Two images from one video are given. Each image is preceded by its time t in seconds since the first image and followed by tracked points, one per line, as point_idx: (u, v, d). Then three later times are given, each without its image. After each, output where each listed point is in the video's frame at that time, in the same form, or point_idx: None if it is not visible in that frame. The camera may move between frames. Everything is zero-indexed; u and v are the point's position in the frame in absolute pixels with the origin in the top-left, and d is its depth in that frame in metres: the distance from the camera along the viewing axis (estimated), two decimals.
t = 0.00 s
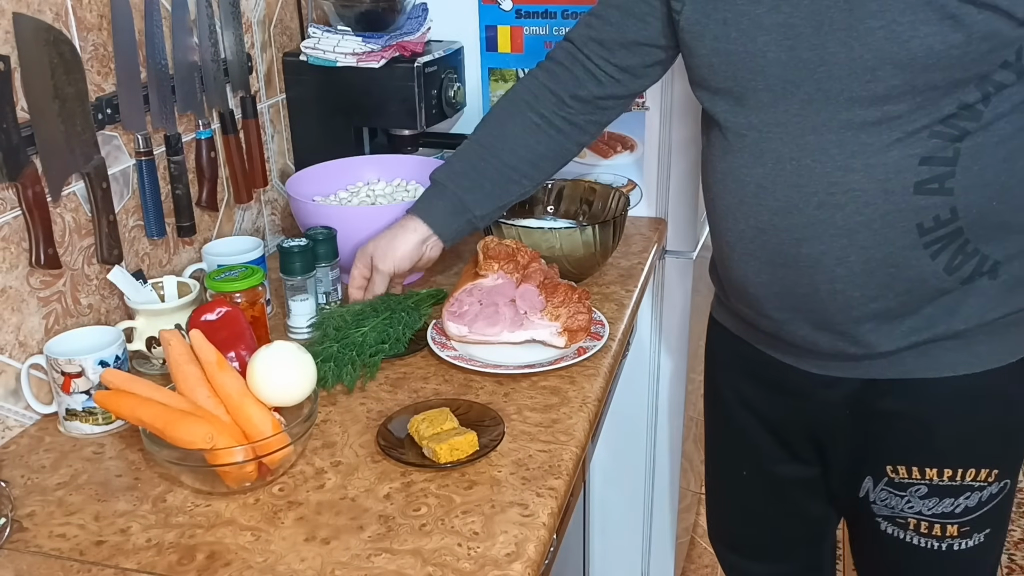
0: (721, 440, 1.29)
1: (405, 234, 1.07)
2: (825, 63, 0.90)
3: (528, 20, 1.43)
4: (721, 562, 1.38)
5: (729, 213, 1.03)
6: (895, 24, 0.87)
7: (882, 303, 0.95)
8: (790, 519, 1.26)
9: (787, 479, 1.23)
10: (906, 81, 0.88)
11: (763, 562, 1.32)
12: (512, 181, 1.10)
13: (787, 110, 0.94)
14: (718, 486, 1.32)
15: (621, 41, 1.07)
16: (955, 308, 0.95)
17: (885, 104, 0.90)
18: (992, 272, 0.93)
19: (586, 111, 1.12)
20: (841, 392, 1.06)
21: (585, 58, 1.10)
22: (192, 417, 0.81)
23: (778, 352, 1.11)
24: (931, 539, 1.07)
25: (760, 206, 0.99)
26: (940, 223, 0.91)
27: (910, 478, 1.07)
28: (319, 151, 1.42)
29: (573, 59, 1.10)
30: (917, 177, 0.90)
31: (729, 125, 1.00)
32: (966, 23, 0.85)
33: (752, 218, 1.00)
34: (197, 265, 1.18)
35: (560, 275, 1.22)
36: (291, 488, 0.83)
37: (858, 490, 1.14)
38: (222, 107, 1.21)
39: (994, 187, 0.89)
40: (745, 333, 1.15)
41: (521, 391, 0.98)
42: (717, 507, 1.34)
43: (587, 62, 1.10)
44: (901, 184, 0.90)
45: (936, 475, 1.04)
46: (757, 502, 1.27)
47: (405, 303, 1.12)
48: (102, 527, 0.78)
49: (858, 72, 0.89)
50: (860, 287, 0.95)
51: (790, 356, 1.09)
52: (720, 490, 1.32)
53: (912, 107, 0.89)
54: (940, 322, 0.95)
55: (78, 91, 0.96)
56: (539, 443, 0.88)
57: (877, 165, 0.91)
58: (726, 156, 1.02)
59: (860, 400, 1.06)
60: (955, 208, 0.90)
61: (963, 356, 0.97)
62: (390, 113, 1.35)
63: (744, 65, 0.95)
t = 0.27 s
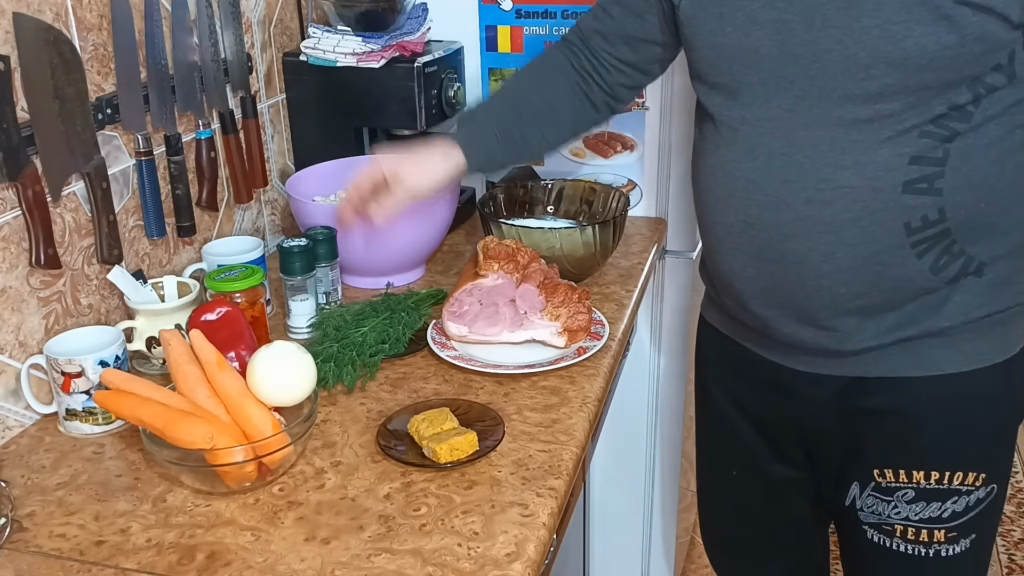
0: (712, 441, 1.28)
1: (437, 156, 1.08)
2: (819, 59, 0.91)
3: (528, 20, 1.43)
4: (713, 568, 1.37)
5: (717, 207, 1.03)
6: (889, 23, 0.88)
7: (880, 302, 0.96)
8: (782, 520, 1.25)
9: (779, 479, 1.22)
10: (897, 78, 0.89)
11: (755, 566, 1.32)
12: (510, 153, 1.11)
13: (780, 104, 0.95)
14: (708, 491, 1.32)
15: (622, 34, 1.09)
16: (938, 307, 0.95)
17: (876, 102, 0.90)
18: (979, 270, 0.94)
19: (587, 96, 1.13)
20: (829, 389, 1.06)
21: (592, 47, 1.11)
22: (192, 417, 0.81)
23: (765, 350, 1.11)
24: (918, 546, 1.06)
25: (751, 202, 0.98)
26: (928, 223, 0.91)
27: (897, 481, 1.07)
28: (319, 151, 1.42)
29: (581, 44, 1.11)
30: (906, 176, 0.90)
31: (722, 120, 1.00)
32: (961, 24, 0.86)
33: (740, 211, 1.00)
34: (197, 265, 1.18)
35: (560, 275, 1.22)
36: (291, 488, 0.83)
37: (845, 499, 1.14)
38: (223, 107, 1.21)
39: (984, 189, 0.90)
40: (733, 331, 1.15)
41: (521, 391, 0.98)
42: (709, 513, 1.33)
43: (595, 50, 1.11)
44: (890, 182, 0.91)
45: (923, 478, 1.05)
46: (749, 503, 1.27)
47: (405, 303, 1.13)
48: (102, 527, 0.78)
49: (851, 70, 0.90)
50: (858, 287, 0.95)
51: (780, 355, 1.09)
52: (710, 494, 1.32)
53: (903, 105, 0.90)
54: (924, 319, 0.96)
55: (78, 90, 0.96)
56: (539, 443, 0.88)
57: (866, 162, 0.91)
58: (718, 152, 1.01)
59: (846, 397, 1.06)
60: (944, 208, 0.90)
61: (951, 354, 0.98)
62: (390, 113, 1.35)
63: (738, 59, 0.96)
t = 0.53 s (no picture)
0: (709, 441, 1.28)
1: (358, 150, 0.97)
2: (810, 56, 0.91)
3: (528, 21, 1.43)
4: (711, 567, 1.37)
5: (712, 205, 1.02)
6: (879, 19, 0.88)
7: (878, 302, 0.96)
8: (779, 519, 1.25)
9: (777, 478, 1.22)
10: (888, 75, 0.89)
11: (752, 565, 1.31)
12: (463, 117, 1.05)
13: (772, 100, 0.94)
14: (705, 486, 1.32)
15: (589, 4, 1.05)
16: (934, 302, 0.96)
17: (867, 98, 0.91)
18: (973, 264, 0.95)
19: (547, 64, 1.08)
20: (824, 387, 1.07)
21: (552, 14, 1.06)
22: (192, 417, 0.81)
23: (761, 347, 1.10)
24: (918, 537, 1.06)
25: (746, 200, 0.98)
26: (921, 217, 0.92)
27: (896, 474, 1.06)
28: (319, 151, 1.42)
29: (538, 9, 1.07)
30: (897, 171, 0.91)
31: (711, 115, 0.99)
32: (950, 20, 0.87)
33: (734, 208, 1.00)
34: (196, 265, 1.18)
35: (560, 275, 1.22)
36: (291, 488, 0.83)
37: (846, 489, 1.13)
38: (223, 107, 1.21)
39: (975, 184, 0.91)
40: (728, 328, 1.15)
41: (521, 391, 0.98)
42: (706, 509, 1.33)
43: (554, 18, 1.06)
44: (882, 178, 0.91)
45: (922, 471, 1.04)
46: (746, 502, 1.27)
47: (405, 303, 1.13)
48: (102, 527, 0.78)
49: (843, 66, 0.90)
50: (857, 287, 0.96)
51: (776, 353, 1.09)
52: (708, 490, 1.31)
53: (892, 101, 0.90)
54: (919, 315, 0.96)
55: (78, 91, 0.96)
56: (539, 443, 0.88)
57: (858, 158, 0.92)
58: (709, 147, 1.01)
59: (843, 393, 1.06)
60: (934, 203, 0.91)
61: (946, 349, 0.98)
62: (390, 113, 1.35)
63: (731, 55, 0.95)
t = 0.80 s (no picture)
0: (707, 440, 1.28)
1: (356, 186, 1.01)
2: (808, 56, 0.91)
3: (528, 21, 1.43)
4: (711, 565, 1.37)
5: (712, 206, 1.02)
6: (877, 17, 0.88)
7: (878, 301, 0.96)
8: (778, 517, 1.26)
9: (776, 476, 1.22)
10: (888, 73, 0.89)
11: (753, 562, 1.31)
12: (464, 140, 1.06)
13: (771, 102, 0.94)
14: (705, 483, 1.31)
15: (581, 21, 1.06)
16: (934, 297, 0.96)
17: (865, 96, 0.91)
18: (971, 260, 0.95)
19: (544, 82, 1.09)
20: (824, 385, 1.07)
21: (545, 32, 1.07)
22: (192, 417, 0.81)
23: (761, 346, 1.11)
24: (920, 529, 1.06)
25: (747, 201, 0.98)
26: (921, 213, 0.92)
27: (898, 468, 1.06)
28: (319, 151, 1.42)
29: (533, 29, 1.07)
30: (899, 167, 0.91)
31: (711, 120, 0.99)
32: (946, 17, 0.87)
33: (735, 210, 1.00)
34: (197, 265, 1.18)
35: (560, 275, 1.22)
36: (291, 488, 0.83)
37: (847, 484, 1.13)
38: (223, 107, 1.21)
39: (971, 177, 0.92)
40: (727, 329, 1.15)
41: (521, 391, 0.98)
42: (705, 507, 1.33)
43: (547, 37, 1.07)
44: (883, 175, 0.91)
45: (924, 464, 1.04)
46: (746, 501, 1.27)
47: (405, 303, 1.13)
48: (102, 527, 0.78)
49: (841, 65, 0.90)
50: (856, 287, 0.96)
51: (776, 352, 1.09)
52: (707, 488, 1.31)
53: (891, 99, 0.90)
54: (920, 310, 0.97)
55: (78, 91, 0.96)
56: (539, 443, 0.88)
57: (858, 156, 0.92)
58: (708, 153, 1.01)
59: (842, 391, 1.07)
60: (934, 198, 0.91)
61: (945, 344, 0.98)
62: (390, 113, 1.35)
63: (726, 59, 0.95)
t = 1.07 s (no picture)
0: (705, 439, 1.28)
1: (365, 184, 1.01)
2: (806, 54, 0.91)
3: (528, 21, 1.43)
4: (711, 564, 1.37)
5: (712, 206, 1.02)
6: (875, 15, 0.88)
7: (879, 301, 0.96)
8: (777, 516, 1.25)
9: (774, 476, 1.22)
10: (885, 70, 0.89)
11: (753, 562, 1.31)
12: (470, 141, 1.06)
13: (769, 101, 0.94)
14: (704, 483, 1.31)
15: (583, 22, 1.06)
16: (932, 296, 0.96)
17: (863, 94, 0.91)
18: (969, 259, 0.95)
19: (545, 83, 1.09)
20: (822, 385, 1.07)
21: (547, 34, 1.07)
22: (192, 417, 0.81)
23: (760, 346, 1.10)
24: (918, 529, 1.06)
25: (746, 200, 0.98)
26: (918, 211, 0.92)
27: (896, 468, 1.06)
28: (319, 151, 1.42)
29: (534, 31, 1.08)
30: (896, 165, 0.91)
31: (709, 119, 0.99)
32: (943, 15, 0.87)
33: (735, 210, 1.00)
34: (197, 265, 1.18)
35: (560, 275, 1.22)
36: (291, 488, 0.83)
37: (846, 484, 1.13)
38: (223, 107, 1.21)
39: (969, 175, 0.92)
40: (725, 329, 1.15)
41: (521, 391, 0.98)
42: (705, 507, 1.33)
43: (549, 38, 1.07)
44: (881, 173, 0.91)
45: (922, 464, 1.04)
46: (744, 501, 1.27)
47: (405, 303, 1.13)
48: (102, 527, 0.78)
49: (839, 63, 0.90)
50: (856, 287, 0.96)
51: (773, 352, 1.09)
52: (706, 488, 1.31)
53: (889, 97, 0.90)
54: (919, 309, 0.96)
55: (78, 90, 0.96)
56: (539, 443, 0.88)
57: (857, 154, 0.92)
58: (707, 150, 1.01)
59: (841, 390, 1.06)
60: (932, 197, 0.91)
61: (944, 343, 0.98)
62: (389, 112, 1.35)
63: (724, 59, 0.95)
